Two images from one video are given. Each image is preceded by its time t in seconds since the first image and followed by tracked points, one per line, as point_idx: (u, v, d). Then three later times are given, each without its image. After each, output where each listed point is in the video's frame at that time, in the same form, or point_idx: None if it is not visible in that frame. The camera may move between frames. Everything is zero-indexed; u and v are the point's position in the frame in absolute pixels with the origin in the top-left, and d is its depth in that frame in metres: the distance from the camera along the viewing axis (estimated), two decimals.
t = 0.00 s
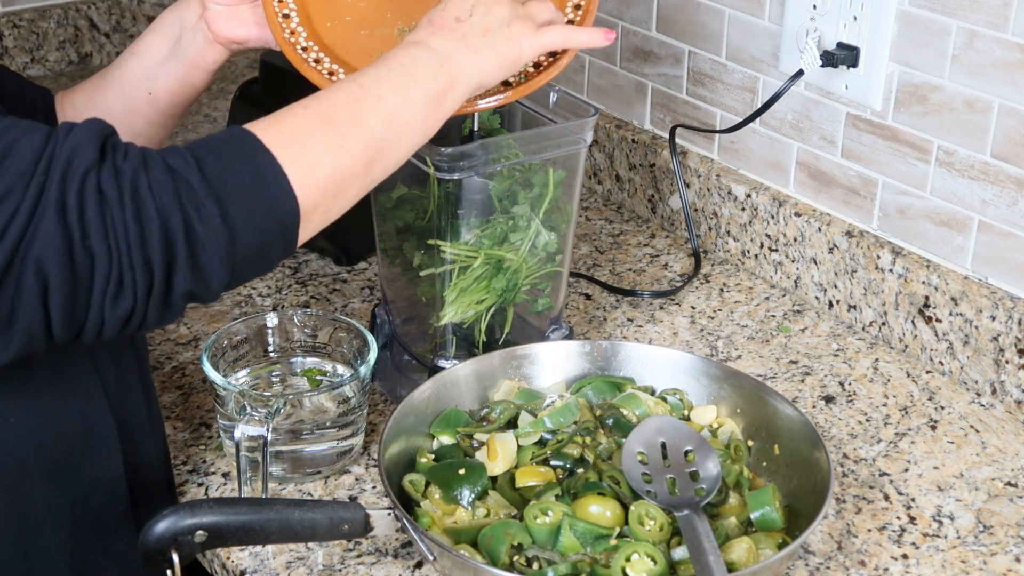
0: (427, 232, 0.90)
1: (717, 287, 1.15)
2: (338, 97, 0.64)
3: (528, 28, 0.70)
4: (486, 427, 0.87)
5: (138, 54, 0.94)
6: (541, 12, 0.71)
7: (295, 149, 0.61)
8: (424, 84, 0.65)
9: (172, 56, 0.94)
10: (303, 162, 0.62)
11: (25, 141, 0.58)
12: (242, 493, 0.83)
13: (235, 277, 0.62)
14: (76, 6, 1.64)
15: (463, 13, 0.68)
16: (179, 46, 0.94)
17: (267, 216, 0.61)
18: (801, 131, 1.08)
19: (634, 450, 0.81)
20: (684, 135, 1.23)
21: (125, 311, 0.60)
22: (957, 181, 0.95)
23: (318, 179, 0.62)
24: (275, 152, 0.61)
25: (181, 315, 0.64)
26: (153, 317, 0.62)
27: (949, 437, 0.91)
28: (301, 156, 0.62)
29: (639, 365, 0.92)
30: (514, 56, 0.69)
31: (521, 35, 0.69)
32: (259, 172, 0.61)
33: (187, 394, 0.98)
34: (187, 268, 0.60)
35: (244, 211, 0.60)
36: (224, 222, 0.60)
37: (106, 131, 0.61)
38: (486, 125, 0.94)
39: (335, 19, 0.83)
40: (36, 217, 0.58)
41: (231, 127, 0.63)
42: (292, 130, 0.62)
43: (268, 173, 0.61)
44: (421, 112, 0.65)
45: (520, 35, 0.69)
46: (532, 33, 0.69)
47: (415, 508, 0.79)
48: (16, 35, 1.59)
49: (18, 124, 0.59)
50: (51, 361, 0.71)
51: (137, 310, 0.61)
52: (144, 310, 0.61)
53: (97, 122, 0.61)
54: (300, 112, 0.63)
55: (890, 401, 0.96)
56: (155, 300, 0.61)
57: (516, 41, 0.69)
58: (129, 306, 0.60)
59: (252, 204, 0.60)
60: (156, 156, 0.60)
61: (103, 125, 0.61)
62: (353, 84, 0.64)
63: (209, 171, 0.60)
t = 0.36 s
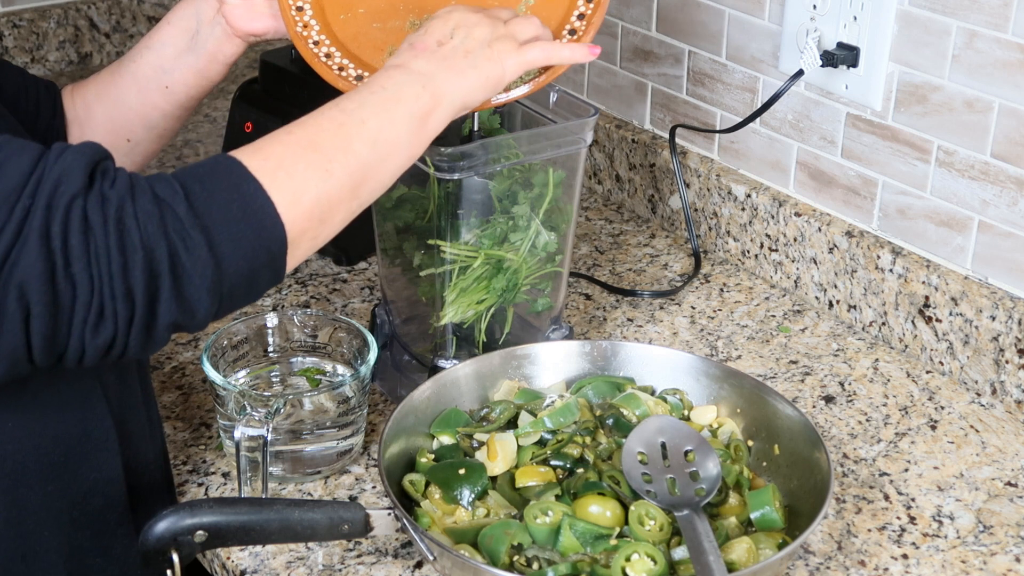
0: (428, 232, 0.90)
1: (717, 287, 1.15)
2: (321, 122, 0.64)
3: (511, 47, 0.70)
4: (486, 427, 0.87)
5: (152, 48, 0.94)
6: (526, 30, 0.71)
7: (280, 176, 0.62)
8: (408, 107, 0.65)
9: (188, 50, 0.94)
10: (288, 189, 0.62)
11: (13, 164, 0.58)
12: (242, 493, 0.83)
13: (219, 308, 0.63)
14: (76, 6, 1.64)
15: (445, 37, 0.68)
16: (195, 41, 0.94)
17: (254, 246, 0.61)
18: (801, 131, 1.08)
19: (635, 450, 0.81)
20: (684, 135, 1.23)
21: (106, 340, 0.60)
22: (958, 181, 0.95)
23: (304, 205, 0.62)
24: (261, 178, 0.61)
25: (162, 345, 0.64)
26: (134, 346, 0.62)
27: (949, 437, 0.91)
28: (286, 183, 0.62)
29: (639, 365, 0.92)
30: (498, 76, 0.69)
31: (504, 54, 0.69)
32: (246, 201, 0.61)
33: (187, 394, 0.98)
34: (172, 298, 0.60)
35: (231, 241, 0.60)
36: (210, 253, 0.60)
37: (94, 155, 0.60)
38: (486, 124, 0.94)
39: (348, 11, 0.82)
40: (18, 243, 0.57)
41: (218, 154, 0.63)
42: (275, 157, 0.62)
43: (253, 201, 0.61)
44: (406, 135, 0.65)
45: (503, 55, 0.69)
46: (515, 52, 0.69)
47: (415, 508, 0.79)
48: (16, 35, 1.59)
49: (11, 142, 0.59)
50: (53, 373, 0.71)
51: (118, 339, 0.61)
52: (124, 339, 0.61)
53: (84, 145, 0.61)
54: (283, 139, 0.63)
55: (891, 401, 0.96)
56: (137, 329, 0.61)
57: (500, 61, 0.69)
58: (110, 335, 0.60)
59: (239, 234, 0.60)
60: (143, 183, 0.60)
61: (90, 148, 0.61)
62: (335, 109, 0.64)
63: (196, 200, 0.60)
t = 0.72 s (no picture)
0: (427, 232, 0.90)
1: (717, 287, 1.15)
2: (314, 129, 0.64)
3: (501, 53, 0.71)
4: (486, 427, 0.87)
5: (171, 45, 0.94)
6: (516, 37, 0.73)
7: (275, 185, 0.62)
8: (399, 114, 0.66)
9: (208, 48, 0.94)
10: (284, 199, 0.62)
11: (12, 169, 0.58)
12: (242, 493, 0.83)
13: (214, 319, 0.63)
14: (76, 6, 1.64)
15: (435, 45, 0.69)
16: (217, 40, 0.94)
17: (250, 256, 0.61)
18: (801, 131, 1.08)
19: (634, 450, 0.81)
20: (684, 135, 1.23)
21: (100, 349, 0.60)
22: (958, 181, 0.95)
23: (299, 215, 0.62)
24: (256, 188, 0.62)
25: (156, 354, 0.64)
26: (128, 355, 0.62)
27: (949, 436, 0.91)
28: (282, 192, 0.62)
29: (638, 365, 0.92)
30: (488, 82, 0.70)
31: (495, 61, 0.71)
32: (241, 211, 0.61)
33: (187, 394, 0.98)
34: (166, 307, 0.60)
35: (227, 252, 0.60)
36: (207, 264, 0.60)
37: (93, 162, 0.60)
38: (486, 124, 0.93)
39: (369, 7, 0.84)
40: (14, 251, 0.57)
41: (213, 164, 0.63)
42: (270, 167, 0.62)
43: (249, 210, 0.61)
44: (398, 143, 0.66)
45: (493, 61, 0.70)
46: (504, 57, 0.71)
47: (415, 508, 0.79)
48: (16, 34, 1.59)
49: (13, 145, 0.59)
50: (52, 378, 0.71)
51: (112, 348, 0.61)
52: (118, 349, 0.61)
53: (81, 152, 0.61)
54: (277, 148, 0.63)
55: (891, 401, 0.96)
56: (131, 338, 0.61)
57: (490, 68, 0.70)
58: (104, 344, 0.60)
59: (235, 244, 0.61)
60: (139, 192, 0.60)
61: (88, 155, 0.61)
62: (327, 117, 0.65)
63: (194, 210, 0.60)
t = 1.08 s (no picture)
0: (427, 232, 0.90)
1: (717, 287, 1.15)
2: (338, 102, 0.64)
3: (529, 33, 0.70)
4: (486, 427, 0.87)
5: (181, 52, 0.94)
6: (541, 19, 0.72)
7: (298, 155, 0.61)
8: (425, 89, 0.65)
9: (217, 55, 0.94)
10: (306, 167, 0.61)
11: (33, 142, 0.59)
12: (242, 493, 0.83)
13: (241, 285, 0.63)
14: (76, 6, 1.64)
15: (459, 27, 0.70)
16: (227, 48, 0.93)
17: (272, 219, 0.61)
18: (801, 132, 1.08)
19: (634, 450, 0.81)
20: (683, 135, 1.23)
21: (127, 318, 0.60)
22: (957, 181, 0.95)
23: (320, 185, 0.62)
24: (279, 157, 0.61)
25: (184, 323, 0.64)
26: (157, 323, 0.62)
27: (949, 437, 0.91)
28: (303, 161, 0.61)
29: (639, 365, 0.92)
30: (513, 61, 0.69)
31: (521, 41, 0.70)
32: (263, 176, 0.61)
33: (187, 394, 0.98)
34: (189, 276, 0.60)
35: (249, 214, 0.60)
36: (228, 230, 0.60)
37: (112, 135, 0.61)
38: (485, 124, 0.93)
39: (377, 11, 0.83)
40: (39, 222, 0.58)
41: (236, 135, 0.63)
42: (293, 137, 0.62)
43: (271, 177, 0.61)
44: (422, 119, 0.65)
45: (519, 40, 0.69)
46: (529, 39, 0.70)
47: (415, 508, 0.79)
48: (16, 35, 1.59)
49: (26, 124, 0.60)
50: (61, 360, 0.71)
51: (140, 316, 0.61)
52: (145, 318, 0.61)
53: (103, 126, 0.61)
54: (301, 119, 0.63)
55: (890, 401, 0.96)
56: (157, 306, 0.61)
57: (517, 48, 0.69)
58: (131, 313, 0.60)
59: (257, 209, 0.60)
60: (162, 162, 0.61)
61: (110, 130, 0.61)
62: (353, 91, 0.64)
63: (215, 176, 0.60)
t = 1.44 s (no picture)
0: (427, 232, 0.90)
1: (717, 287, 1.15)
2: (308, 128, 0.64)
3: (489, 36, 0.70)
4: (486, 427, 0.87)
5: (192, 53, 0.93)
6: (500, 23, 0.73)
7: (278, 188, 0.62)
8: (393, 106, 0.65)
9: (230, 56, 0.93)
10: (288, 200, 0.62)
11: (24, 174, 0.58)
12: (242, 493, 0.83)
13: (226, 325, 0.63)
14: (76, 6, 1.64)
15: (417, 32, 0.69)
16: (240, 49, 0.92)
17: (259, 260, 0.61)
18: (801, 132, 1.08)
19: (634, 450, 0.81)
20: (683, 135, 1.23)
21: (109, 354, 0.60)
22: (958, 181, 0.95)
23: (303, 217, 0.62)
24: (260, 193, 0.61)
25: (165, 360, 0.64)
26: (138, 360, 0.62)
27: (949, 437, 0.91)
28: (285, 194, 0.62)
29: (638, 365, 0.92)
30: (477, 67, 0.69)
31: (482, 46, 0.70)
32: (248, 214, 0.61)
33: (187, 394, 0.98)
34: (174, 315, 0.60)
35: (236, 255, 0.60)
36: (215, 270, 0.60)
37: (103, 170, 0.61)
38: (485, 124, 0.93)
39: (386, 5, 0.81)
40: (24, 257, 0.57)
41: (217, 171, 0.63)
42: (271, 170, 0.62)
43: (255, 213, 0.61)
44: (394, 135, 0.65)
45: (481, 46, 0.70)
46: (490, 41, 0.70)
47: (415, 508, 0.79)
48: (16, 35, 1.58)
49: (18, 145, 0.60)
50: (63, 380, 0.71)
51: (122, 353, 0.61)
52: (127, 356, 0.61)
53: (93, 159, 0.61)
54: (275, 150, 0.63)
55: (890, 401, 0.96)
56: (139, 343, 0.61)
57: (479, 52, 0.69)
58: (112, 350, 0.60)
59: (245, 250, 0.60)
60: (151, 201, 0.61)
61: (100, 162, 0.61)
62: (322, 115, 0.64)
63: (202, 217, 0.60)
